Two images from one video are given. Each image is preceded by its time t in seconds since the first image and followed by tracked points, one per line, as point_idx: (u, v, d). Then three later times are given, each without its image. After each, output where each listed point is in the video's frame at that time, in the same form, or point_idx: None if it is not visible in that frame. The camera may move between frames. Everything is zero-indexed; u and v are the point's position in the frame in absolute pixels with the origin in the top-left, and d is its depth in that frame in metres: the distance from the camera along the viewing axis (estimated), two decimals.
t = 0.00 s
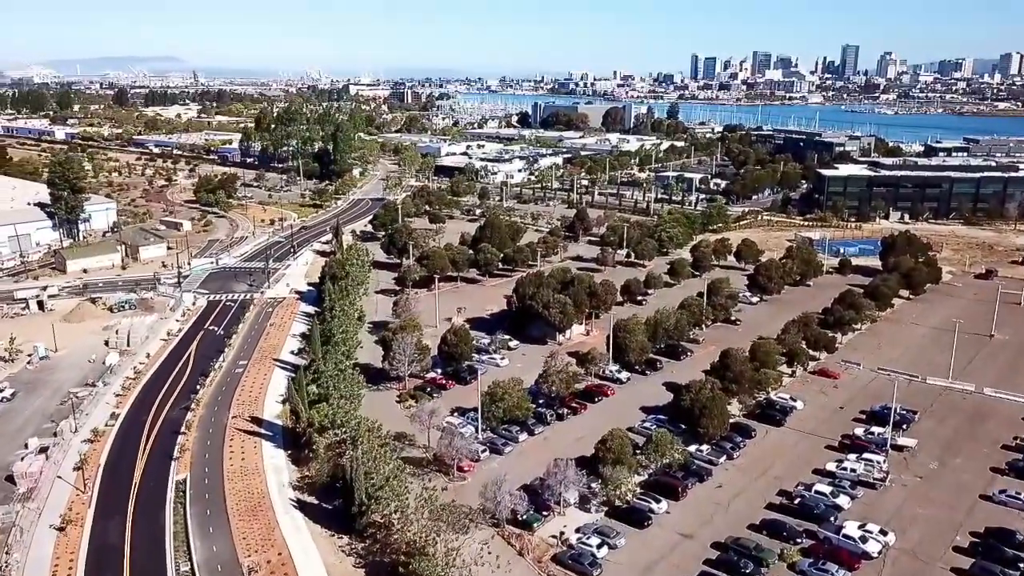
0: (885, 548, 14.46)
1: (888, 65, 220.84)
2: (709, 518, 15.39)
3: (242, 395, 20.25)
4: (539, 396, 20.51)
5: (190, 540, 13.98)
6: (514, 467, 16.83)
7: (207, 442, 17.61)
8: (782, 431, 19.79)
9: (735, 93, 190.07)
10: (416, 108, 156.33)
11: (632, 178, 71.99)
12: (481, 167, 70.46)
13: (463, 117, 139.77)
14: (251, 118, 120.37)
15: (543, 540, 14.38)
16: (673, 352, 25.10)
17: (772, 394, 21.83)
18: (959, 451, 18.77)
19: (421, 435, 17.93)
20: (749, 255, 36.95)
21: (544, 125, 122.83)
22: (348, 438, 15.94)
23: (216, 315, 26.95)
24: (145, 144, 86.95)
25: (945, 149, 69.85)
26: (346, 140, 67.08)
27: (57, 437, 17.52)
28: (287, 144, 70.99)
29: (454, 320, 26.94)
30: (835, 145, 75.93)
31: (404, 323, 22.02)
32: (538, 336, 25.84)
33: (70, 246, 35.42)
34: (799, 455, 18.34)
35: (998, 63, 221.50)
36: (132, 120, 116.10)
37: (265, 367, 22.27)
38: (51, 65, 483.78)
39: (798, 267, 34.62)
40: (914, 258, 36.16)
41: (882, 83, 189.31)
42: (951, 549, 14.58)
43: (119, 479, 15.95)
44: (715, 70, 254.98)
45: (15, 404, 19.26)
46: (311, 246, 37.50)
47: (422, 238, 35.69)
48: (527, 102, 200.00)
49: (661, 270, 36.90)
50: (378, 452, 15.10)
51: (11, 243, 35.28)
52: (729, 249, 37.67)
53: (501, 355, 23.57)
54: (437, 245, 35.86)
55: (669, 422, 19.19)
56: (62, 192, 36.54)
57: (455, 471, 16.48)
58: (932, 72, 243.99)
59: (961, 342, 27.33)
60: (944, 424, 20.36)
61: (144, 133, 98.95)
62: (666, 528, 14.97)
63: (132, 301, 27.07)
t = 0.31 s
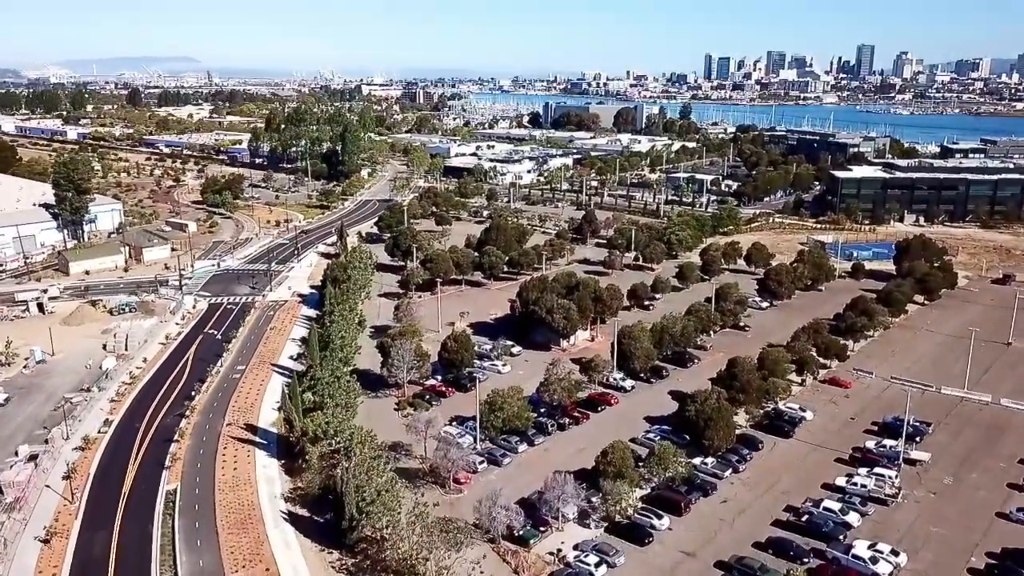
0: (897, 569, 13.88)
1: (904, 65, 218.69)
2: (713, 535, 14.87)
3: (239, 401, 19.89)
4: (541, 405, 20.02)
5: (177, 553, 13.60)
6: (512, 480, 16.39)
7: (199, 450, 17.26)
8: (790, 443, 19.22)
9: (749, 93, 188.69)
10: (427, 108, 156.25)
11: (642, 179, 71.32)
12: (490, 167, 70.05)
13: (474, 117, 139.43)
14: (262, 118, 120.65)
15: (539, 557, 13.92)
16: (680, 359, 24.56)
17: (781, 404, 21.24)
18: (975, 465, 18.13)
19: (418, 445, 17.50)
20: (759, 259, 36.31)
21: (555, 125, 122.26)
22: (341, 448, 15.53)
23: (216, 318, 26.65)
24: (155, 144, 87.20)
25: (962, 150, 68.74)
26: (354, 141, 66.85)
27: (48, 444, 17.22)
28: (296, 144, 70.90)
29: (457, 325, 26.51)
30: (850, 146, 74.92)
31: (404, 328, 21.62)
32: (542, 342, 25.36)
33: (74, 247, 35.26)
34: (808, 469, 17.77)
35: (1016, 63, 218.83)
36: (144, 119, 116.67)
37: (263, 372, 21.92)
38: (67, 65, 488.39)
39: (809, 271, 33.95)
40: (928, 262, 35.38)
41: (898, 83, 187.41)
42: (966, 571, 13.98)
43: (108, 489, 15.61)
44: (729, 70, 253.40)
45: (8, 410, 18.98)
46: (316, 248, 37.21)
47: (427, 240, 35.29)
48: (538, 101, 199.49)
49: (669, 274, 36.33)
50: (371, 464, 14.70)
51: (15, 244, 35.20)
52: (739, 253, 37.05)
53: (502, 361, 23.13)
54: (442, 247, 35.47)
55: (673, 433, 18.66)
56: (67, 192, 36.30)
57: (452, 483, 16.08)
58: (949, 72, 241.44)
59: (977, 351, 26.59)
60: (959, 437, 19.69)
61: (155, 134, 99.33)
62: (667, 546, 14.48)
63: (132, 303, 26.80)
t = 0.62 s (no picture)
0: None
1: (921, 65, 216.36)
2: (718, 552, 14.36)
3: (237, 407, 19.58)
4: (543, 413, 19.59)
5: (165, 565, 13.26)
6: (511, 492, 15.97)
7: (194, 458, 16.95)
8: (800, 454, 18.68)
9: (763, 93, 187.22)
10: (439, 108, 156.13)
11: (654, 179, 70.65)
12: (500, 168, 69.65)
13: (486, 117, 139.10)
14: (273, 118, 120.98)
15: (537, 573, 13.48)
16: (687, 366, 24.06)
17: (791, 414, 20.69)
18: (992, 480, 17.51)
19: (416, 454, 17.12)
20: (770, 262, 35.69)
21: (567, 125, 121.67)
22: (337, 458, 15.16)
23: (219, 321, 26.40)
24: (167, 145, 87.51)
25: (980, 151, 67.59)
26: (364, 141, 66.67)
27: (42, 450, 16.97)
28: (306, 144, 70.85)
29: (461, 329, 26.13)
30: (865, 147, 73.88)
31: (404, 334, 21.26)
32: (547, 347, 24.93)
33: (80, 248, 35.20)
34: (817, 482, 17.22)
35: None
36: (156, 119, 117.34)
37: (263, 376, 21.61)
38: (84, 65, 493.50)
39: (821, 275, 33.31)
40: (945, 267, 34.62)
41: (916, 83, 185.36)
42: None
43: (99, 498, 15.31)
44: (744, 69, 251.52)
45: (3, 415, 18.78)
46: (321, 250, 36.96)
47: (433, 242, 34.94)
48: (551, 102, 198.99)
49: (678, 277, 35.79)
50: (366, 476, 14.32)
51: (22, 244, 35.19)
52: (750, 256, 36.44)
53: (506, 367, 22.73)
54: (448, 249, 35.11)
55: (678, 444, 18.15)
56: (73, 193, 36.15)
57: (449, 494, 15.70)
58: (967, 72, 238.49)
59: (994, 359, 25.87)
60: (974, 449, 19.06)
61: (167, 134, 99.79)
62: (670, 563, 13.99)
63: (134, 306, 26.61)
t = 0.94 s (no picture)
0: None
1: (939, 65, 213.87)
2: (723, 571, 13.86)
3: (235, 413, 19.27)
4: (546, 422, 19.15)
5: None
6: (510, 505, 15.57)
7: (189, 465, 16.61)
8: (810, 467, 18.12)
9: (779, 93, 185.67)
10: (451, 108, 155.91)
11: (666, 180, 69.95)
12: (511, 169, 69.23)
13: (499, 118, 138.75)
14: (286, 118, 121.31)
15: None
16: (695, 373, 23.54)
17: (801, 424, 20.13)
18: (1010, 496, 16.88)
19: (415, 464, 16.75)
20: (783, 266, 35.05)
21: (580, 126, 121.07)
22: (331, 468, 14.79)
23: (221, 324, 26.15)
24: (179, 145, 87.77)
25: (1000, 153, 66.41)
26: (374, 141, 66.50)
27: (35, 456, 16.70)
28: (317, 145, 70.81)
29: (465, 334, 25.75)
30: (881, 148, 72.82)
31: (406, 339, 20.89)
32: (552, 353, 24.49)
33: (86, 249, 35.14)
34: (827, 497, 16.67)
35: None
36: (170, 119, 118.00)
37: (262, 382, 21.29)
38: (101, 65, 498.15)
39: (835, 280, 32.64)
40: (962, 272, 33.85)
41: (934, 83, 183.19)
42: None
43: (90, 506, 15.01)
44: (760, 69, 249.57)
45: None
46: (328, 252, 36.71)
47: (439, 244, 34.58)
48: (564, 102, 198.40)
49: (688, 281, 35.23)
50: (361, 489, 13.94)
51: (29, 245, 35.17)
52: (762, 260, 35.81)
53: (509, 373, 22.30)
54: (455, 252, 34.75)
55: (684, 455, 17.66)
56: (80, 194, 36.16)
57: (446, 507, 15.33)
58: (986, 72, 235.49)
59: (1013, 368, 25.15)
60: (992, 463, 18.43)
61: (180, 134, 100.26)
62: None
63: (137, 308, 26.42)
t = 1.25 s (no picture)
0: None
1: (963, 65, 210.67)
2: None
3: (233, 419, 18.94)
4: (549, 432, 18.65)
5: None
6: (509, 520, 15.08)
7: (183, 474, 16.29)
8: (822, 482, 17.48)
9: (798, 93, 183.66)
10: (467, 108, 155.67)
11: (682, 182, 69.14)
12: (524, 170, 68.74)
13: (515, 118, 138.23)
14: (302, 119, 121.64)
15: None
16: (706, 382, 22.94)
17: (813, 436, 19.47)
18: None
19: (413, 476, 16.33)
20: (797, 271, 34.30)
21: (595, 126, 120.34)
22: (325, 480, 14.37)
23: (225, 328, 25.90)
24: (195, 145, 88.18)
25: None
26: (387, 142, 66.29)
27: (29, 462, 16.46)
28: (330, 145, 70.75)
29: (471, 339, 25.32)
30: (902, 150, 71.50)
31: (408, 344, 20.48)
32: (559, 360, 24.00)
33: (95, 250, 35.13)
34: (840, 515, 16.03)
35: None
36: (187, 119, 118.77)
37: (263, 387, 20.97)
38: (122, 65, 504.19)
39: (851, 285, 31.86)
40: (984, 278, 32.93)
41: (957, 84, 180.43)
42: None
43: (80, 517, 14.71)
44: (780, 69, 247.15)
45: None
46: (336, 253, 36.41)
47: (448, 247, 34.19)
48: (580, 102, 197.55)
49: (701, 286, 34.58)
50: (353, 503, 13.51)
51: (38, 246, 35.22)
52: (777, 264, 35.08)
53: (514, 380, 21.82)
54: (463, 254, 34.32)
55: (691, 469, 17.08)
56: (90, 194, 36.20)
57: (443, 520, 14.88)
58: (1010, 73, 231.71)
59: None
60: (1014, 481, 17.69)
61: (197, 134, 100.83)
62: None
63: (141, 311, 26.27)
